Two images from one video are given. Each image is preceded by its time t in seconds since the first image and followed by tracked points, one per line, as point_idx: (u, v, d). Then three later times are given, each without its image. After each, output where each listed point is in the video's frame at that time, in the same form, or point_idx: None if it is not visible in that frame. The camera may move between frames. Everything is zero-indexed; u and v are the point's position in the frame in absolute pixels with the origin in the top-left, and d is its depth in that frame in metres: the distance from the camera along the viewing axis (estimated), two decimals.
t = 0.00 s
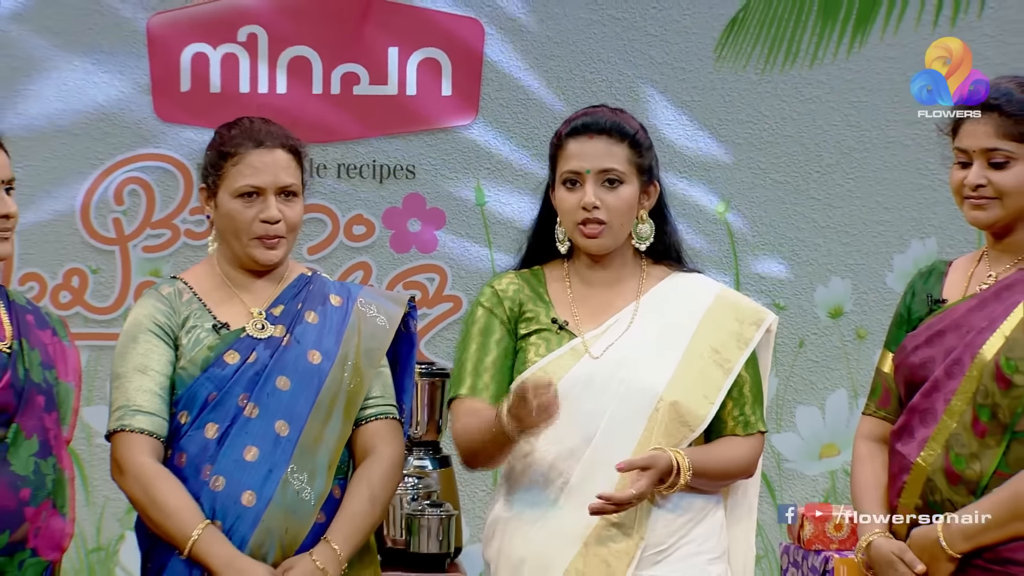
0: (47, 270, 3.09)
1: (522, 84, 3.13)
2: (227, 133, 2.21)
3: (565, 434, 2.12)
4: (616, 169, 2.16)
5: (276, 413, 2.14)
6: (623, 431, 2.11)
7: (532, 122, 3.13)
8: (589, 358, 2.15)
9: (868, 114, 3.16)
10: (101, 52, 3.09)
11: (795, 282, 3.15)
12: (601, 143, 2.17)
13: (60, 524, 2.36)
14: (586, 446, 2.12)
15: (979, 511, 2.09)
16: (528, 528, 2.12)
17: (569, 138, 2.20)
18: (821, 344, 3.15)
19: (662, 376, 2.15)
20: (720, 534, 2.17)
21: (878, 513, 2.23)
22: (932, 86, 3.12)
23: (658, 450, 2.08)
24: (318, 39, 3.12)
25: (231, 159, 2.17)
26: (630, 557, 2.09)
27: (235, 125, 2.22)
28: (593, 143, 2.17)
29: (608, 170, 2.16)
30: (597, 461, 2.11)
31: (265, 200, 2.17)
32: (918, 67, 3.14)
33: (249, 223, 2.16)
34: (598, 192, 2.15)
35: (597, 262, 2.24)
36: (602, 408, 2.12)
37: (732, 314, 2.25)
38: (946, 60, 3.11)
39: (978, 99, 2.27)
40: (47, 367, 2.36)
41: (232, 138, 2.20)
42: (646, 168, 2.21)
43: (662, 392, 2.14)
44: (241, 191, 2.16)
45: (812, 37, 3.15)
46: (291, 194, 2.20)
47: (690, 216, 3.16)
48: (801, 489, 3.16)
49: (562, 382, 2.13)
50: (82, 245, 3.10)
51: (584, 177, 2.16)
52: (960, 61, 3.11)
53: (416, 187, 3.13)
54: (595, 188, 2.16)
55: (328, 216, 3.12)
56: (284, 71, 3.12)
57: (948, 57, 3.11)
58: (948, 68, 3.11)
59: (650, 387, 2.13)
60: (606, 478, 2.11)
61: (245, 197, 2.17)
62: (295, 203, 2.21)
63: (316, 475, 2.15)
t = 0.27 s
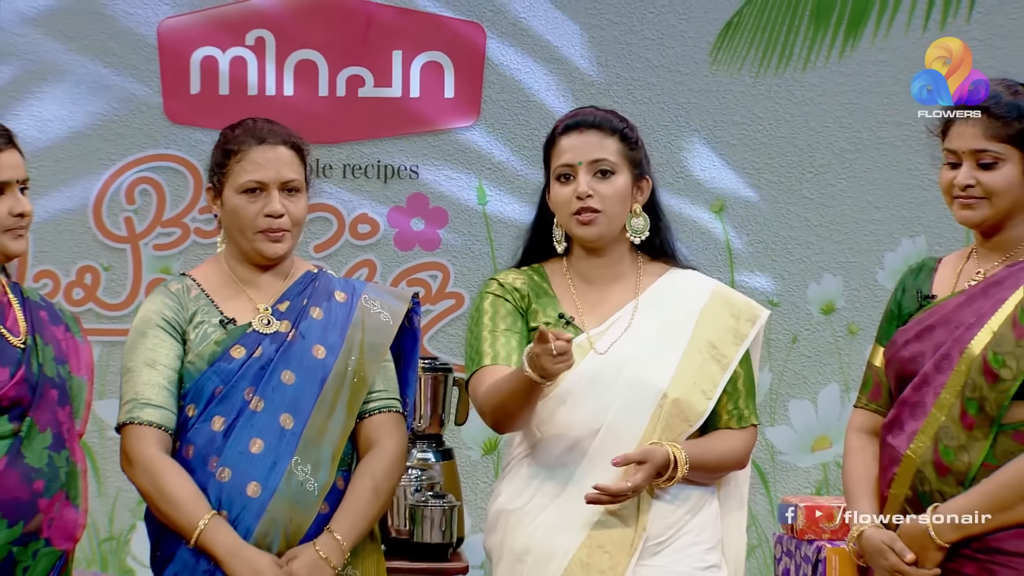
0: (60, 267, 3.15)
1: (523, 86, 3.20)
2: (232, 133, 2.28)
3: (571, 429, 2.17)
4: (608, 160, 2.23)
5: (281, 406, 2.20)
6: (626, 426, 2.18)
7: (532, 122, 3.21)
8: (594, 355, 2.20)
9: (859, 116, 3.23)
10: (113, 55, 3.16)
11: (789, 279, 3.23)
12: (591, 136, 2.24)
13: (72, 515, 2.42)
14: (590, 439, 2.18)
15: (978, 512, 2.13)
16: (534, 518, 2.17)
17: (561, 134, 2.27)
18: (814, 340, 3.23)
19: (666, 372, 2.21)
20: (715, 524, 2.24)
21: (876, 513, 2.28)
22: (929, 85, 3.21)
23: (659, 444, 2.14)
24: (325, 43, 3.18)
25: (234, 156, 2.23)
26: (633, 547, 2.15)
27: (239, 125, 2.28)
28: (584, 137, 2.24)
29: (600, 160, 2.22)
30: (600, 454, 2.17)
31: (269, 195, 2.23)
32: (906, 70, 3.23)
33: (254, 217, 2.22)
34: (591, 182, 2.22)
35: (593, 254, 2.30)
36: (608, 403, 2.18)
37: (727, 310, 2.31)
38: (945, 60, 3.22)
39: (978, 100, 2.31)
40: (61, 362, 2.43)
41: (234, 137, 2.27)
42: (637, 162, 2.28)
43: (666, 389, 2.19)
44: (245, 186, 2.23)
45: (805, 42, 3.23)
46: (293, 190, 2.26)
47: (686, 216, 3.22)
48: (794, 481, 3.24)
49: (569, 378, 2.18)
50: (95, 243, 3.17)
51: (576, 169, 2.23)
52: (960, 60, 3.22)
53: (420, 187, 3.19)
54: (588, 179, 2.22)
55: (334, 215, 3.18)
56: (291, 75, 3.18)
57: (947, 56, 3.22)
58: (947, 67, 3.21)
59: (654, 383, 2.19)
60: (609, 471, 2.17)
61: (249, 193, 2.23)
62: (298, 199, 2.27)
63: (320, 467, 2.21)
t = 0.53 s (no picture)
0: (72, 263, 3.22)
1: (523, 86, 3.27)
2: (240, 133, 2.34)
3: (575, 420, 2.25)
4: (628, 156, 2.30)
5: (283, 398, 2.27)
6: (636, 420, 2.24)
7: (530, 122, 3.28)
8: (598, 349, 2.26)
9: (850, 116, 3.30)
10: (122, 56, 3.22)
11: (782, 274, 3.30)
12: (611, 132, 2.32)
13: (83, 504, 2.48)
14: (595, 432, 2.25)
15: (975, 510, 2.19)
16: (541, 509, 2.24)
17: (579, 129, 2.33)
18: (805, 334, 3.30)
19: (671, 364, 2.28)
20: (711, 513, 2.31)
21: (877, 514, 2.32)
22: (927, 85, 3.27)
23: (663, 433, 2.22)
24: (329, 45, 3.24)
25: (246, 153, 2.30)
26: (640, 536, 2.21)
27: (246, 125, 2.35)
28: (605, 132, 2.32)
29: (621, 156, 2.30)
30: (603, 444, 2.24)
31: (281, 191, 2.30)
32: (895, 71, 3.30)
33: (266, 214, 2.29)
34: (615, 176, 2.29)
35: (597, 250, 2.36)
36: (609, 396, 2.24)
37: (721, 304, 2.38)
38: (945, 60, 3.28)
39: (978, 99, 2.36)
40: (72, 355, 2.47)
41: (244, 137, 2.33)
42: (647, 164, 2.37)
43: (669, 380, 2.26)
44: (257, 184, 2.29)
45: (798, 43, 3.30)
46: (304, 186, 2.34)
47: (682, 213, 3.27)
48: (786, 471, 3.31)
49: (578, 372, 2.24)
50: (106, 239, 3.24)
51: (599, 162, 2.29)
52: (959, 60, 3.29)
53: (422, 185, 3.26)
54: (610, 172, 2.29)
55: (339, 212, 3.24)
56: (296, 76, 3.24)
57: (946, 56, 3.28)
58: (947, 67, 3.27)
59: (657, 375, 2.26)
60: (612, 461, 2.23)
61: (261, 191, 2.30)
62: (307, 195, 2.35)
63: (321, 457, 2.27)
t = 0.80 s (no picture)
0: (84, 259, 3.29)
1: (524, 86, 3.32)
2: (252, 131, 2.40)
3: (575, 412, 2.30)
4: (638, 157, 2.38)
5: (289, 391, 2.31)
6: (632, 411, 2.28)
7: (531, 122, 3.32)
8: (597, 343, 2.31)
9: (844, 116, 3.36)
10: (133, 57, 3.28)
11: (778, 269, 3.35)
12: (623, 132, 2.38)
13: (95, 495, 2.51)
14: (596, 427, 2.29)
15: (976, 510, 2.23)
16: (543, 501, 2.30)
17: (592, 127, 2.39)
18: (801, 329, 3.35)
19: (667, 357, 2.33)
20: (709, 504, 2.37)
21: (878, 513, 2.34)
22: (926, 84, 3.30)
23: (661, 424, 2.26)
24: (335, 47, 3.30)
25: (261, 152, 2.35)
26: (639, 526, 2.26)
27: (258, 123, 2.41)
28: (618, 133, 2.38)
29: (633, 156, 2.36)
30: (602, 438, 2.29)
31: (298, 187, 2.36)
32: (889, 72, 3.35)
33: (284, 210, 2.35)
34: (627, 174, 2.35)
35: (598, 248, 2.41)
36: (607, 391, 2.29)
37: (718, 298, 2.43)
38: (946, 60, 3.32)
39: (977, 99, 2.40)
40: (83, 349, 2.52)
41: (258, 135, 2.38)
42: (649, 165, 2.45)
43: (666, 373, 2.31)
44: (275, 181, 2.35)
45: (793, 45, 3.34)
46: (317, 183, 2.41)
47: (679, 211, 3.33)
48: (782, 463, 3.37)
49: (574, 367, 2.30)
50: (116, 236, 3.30)
51: (614, 161, 2.35)
52: (960, 60, 3.33)
53: (426, 184, 3.31)
54: (623, 172, 2.35)
55: (344, 209, 3.30)
56: (303, 77, 3.30)
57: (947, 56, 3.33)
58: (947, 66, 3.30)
59: (654, 368, 2.31)
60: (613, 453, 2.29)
61: (279, 187, 2.35)
62: (320, 191, 2.42)
63: (326, 450, 2.32)
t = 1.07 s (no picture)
0: (99, 259, 3.36)
1: (527, 90, 3.39)
2: (263, 134, 2.46)
3: (571, 408, 2.36)
4: (636, 163, 2.43)
5: (298, 388, 2.38)
6: (624, 407, 2.35)
7: (535, 125, 3.39)
8: (591, 340, 2.38)
9: (839, 120, 3.42)
10: (147, 62, 3.35)
11: (775, 268, 3.42)
12: (621, 139, 2.43)
13: (109, 489, 2.57)
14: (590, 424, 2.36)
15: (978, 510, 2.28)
16: (539, 493, 2.37)
17: (590, 133, 2.44)
18: (797, 327, 3.42)
19: (658, 354, 2.39)
20: (707, 497, 2.43)
21: (879, 514, 2.39)
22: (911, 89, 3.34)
23: (646, 416, 2.33)
24: (342, 52, 3.37)
25: (273, 155, 2.42)
26: (630, 518, 2.33)
27: (269, 126, 2.47)
28: (615, 139, 2.43)
29: (630, 163, 2.42)
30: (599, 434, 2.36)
31: (307, 189, 2.43)
32: (883, 77, 3.42)
33: (294, 211, 2.41)
34: (623, 181, 2.41)
35: (597, 250, 2.48)
36: (602, 387, 2.36)
37: (714, 297, 2.50)
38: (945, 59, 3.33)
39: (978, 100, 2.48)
40: (98, 347, 2.58)
41: (269, 138, 2.45)
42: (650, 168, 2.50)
43: (657, 368, 2.38)
44: (285, 182, 2.41)
45: (789, 50, 3.41)
46: (325, 185, 2.47)
47: (677, 212, 3.40)
48: (778, 458, 3.43)
49: (568, 362, 2.37)
50: (130, 237, 3.37)
51: (610, 168, 2.41)
52: (958, 60, 3.34)
53: (432, 185, 3.38)
54: (619, 178, 2.41)
55: (352, 211, 3.37)
56: (310, 83, 3.37)
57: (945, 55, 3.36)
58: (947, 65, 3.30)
59: (646, 364, 2.37)
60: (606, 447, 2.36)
61: (289, 188, 2.42)
62: (327, 194, 2.48)
63: (335, 444, 2.39)
